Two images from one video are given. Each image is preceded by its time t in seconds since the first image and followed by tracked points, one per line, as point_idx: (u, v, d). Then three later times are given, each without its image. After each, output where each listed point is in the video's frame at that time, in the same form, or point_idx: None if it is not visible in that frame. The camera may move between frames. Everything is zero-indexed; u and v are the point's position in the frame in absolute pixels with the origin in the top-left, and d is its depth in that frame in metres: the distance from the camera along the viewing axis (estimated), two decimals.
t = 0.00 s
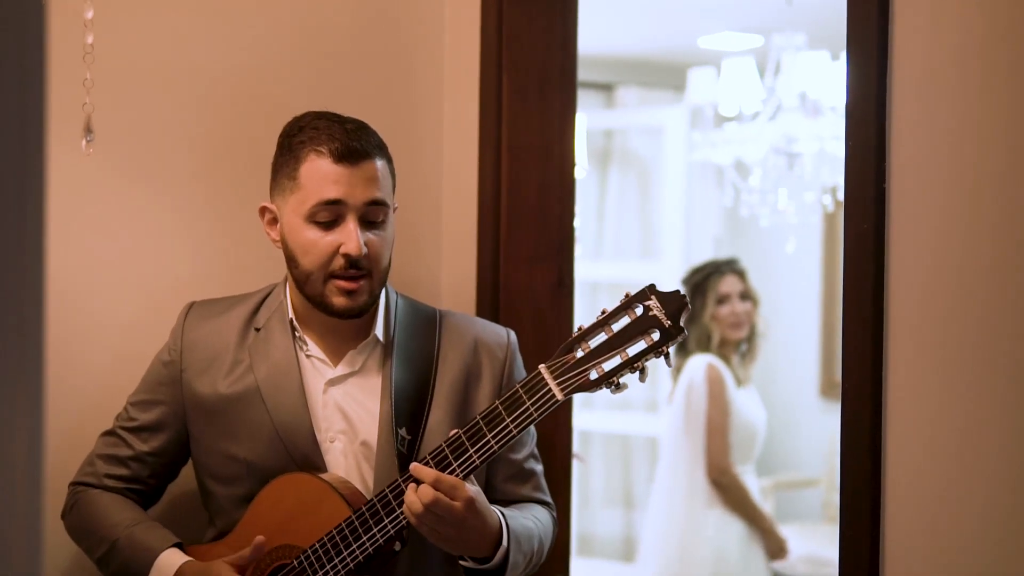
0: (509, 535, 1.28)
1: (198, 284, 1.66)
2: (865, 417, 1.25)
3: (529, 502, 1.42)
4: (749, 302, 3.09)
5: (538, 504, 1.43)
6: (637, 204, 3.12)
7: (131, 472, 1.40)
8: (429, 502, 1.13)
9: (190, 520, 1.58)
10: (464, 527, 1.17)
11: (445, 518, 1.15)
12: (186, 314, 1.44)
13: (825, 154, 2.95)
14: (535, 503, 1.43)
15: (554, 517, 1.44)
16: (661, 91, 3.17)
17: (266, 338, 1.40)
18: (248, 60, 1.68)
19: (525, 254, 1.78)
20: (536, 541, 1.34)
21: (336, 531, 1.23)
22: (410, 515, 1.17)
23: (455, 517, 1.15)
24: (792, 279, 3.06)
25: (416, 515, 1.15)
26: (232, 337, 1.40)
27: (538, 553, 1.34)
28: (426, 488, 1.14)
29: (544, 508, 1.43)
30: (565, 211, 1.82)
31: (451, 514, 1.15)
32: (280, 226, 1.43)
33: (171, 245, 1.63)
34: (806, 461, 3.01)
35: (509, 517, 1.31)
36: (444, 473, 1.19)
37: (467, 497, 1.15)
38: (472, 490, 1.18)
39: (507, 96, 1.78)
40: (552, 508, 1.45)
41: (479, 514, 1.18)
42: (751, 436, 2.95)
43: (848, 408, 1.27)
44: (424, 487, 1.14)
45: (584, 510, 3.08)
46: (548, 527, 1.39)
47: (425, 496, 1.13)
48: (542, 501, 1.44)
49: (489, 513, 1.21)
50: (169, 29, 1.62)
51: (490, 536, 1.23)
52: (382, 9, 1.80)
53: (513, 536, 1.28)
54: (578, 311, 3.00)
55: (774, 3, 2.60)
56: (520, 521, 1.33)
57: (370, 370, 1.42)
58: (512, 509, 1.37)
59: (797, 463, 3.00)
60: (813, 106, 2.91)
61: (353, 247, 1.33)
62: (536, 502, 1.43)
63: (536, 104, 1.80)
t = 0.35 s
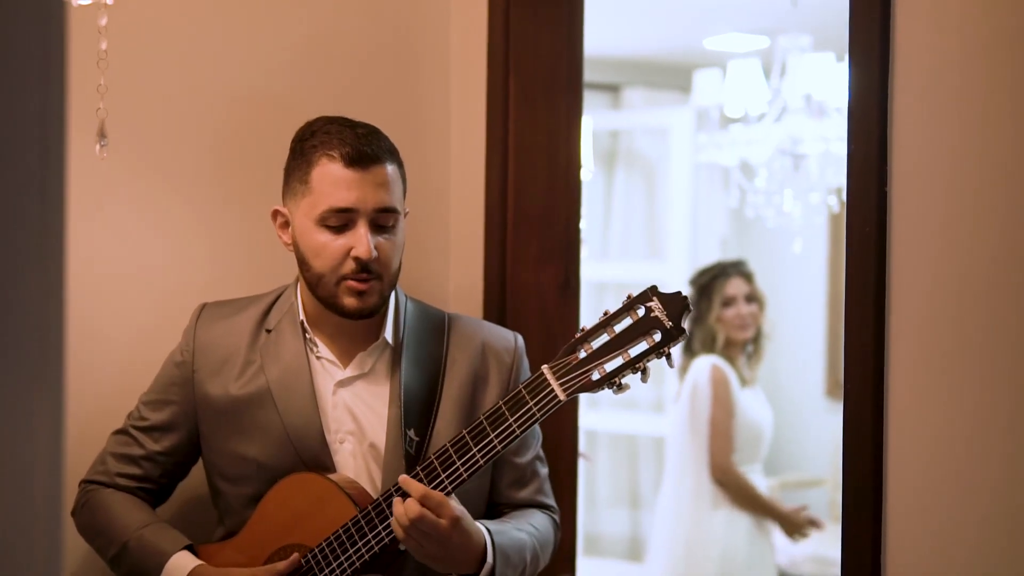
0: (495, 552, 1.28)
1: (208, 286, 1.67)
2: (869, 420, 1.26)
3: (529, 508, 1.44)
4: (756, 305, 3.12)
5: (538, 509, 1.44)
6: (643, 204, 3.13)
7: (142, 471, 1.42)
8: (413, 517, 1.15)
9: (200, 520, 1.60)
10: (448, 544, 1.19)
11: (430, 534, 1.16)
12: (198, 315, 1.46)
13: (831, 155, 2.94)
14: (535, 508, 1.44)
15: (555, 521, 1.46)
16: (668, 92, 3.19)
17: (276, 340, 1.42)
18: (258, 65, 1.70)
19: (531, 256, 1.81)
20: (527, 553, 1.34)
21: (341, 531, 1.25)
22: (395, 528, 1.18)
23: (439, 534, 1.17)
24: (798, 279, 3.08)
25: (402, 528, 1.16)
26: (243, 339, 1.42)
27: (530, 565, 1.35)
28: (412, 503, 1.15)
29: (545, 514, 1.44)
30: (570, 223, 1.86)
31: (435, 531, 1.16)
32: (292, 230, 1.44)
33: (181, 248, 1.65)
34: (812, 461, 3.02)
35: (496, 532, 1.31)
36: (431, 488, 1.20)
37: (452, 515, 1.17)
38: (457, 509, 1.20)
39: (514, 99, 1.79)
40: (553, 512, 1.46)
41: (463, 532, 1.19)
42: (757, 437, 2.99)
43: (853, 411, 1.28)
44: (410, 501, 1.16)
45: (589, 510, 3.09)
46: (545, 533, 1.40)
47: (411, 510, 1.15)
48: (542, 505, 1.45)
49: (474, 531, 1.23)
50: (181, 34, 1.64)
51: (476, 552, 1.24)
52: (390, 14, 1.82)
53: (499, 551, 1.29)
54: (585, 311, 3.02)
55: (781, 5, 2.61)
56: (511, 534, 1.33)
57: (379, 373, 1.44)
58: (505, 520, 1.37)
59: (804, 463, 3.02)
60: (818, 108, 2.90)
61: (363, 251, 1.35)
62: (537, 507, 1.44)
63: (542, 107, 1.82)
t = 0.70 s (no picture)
0: (493, 545, 1.30)
1: (213, 287, 1.69)
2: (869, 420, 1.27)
3: (535, 503, 1.45)
4: (759, 308, 3.13)
5: (542, 504, 1.46)
6: (647, 206, 3.13)
7: (149, 471, 1.43)
8: (403, 521, 1.17)
9: (207, 519, 1.62)
10: (442, 543, 1.20)
11: (422, 535, 1.18)
12: (202, 316, 1.48)
13: (832, 157, 2.94)
14: (539, 503, 1.45)
15: (558, 517, 1.47)
16: (671, 94, 3.20)
17: (279, 341, 1.44)
18: (262, 68, 1.72)
19: (534, 257, 1.81)
20: (528, 547, 1.36)
21: (343, 529, 1.27)
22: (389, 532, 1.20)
23: (432, 534, 1.18)
24: (802, 280, 3.06)
25: (394, 532, 1.18)
26: (247, 340, 1.44)
27: (532, 558, 1.36)
28: (402, 507, 1.17)
29: (546, 509, 1.45)
30: (573, 222, 1.86)
31: (427, 532, 1.18)
32: (292, 232, 1.46)
33: (186, 250, 1.66)
34: (816, 461, 3.01)
35: (493, 526, 1.32)
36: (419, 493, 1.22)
37: (443, 514, 1.18)
38: (449, 507, 1.21)
39: (517, 101, 1.81)
40: (558, 508, 1.48)
41: (456, 531, 1.20)
42: (759, 437, 3.01)
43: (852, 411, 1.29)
44: (400, 505, 1.18)
45: (593, 509, 3.08)
46: (547, 527, 1.42)
47: (401, 514, 1.16)
48: (547, 501, 1.47)
49: (467, 530, 1.24)
50: (185, 38, 1.65)
51: (472, 547, 1.25)
52: (392, 17, 1.84)
53: (497, 545, 1.30)
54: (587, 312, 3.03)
55: (783, 7, 2.62)
56: (513, 528, 1.35)
57: (380, 372, 1.46)
58: (506, 515, 1.38)
59: (807, 463, 3.01)
60: (821, 110, 2.91)
61: (364, 243, 1.37)
62: (542, 503, 1.46)
63: (544, 108, 1.83)
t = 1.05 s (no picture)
0: (490, 541, 1.31)
1: (215, 286, 1.70)
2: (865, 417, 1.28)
3: (530, 500, 1.47)
4: (759, 308, 3.12)
5: (536, 502, 1.47)
6: (647, 205, 3.15)
7: (150, 469, 1.45)
8: (402, 515, 1.18)
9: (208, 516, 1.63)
10: (440, 538, 1.21)
11: (420, 530, 1.19)
12: (202, 315, 1.49)
13: (832, 157, 2.94)
14: (533, 501, 1.46)
15: (552, 514, 1.48)
16: (671, 94, 3.22)
17: (279, 338, 1.45)
18: (264, 68, 1.73)
19: (533, 254, 1.82)
20: (524, 544, 1.37)
21: (343, 525, 1.28)
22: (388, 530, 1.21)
23: (430, 529, 1.19)
24: (802, 280, 3.09)
25: (393, 527, 1.19)
26: (247, 337, 1.45)
27: (526, 555, 1.38)
28: (401, 502, 1.18)
29: (541, 507, 1.46)
30: (573, 221, 1.87)
31: (426, 526, 1.19)
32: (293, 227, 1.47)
33: (189, 249, 1.68)
34: (815, 458, 3.07)
35: (490, 522, 1.33)
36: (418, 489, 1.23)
37: (441, 509, 1.20)
38: (447, 503, 1.22)
39: (516, 100, 1.82)
40: (552, 506, 1.49)
41: (453, 526, 1.22)
42: (757, 433, 3.03)
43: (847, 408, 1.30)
44: (398, 501, 1.19)
45: (593, 508, 3.12)
46: (541, 525, 1.43)
47: (400, 510, 1.18)
48: (541, 499, 1.48)
49: (465, 525, 1.25)
50: (188, 39, 1.67)
51: (469, 542, 1.27)
52: (393, 17, 1.85)
53: (494, 541, 1.32)
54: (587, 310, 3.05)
55: (782, 7, 2.63)
56: (509, 525, 1.36)
57: (380, 369, 1.47)
58: (501, 512, 1.40)
59: (808, 463, 3.06)
60: (820, 109, 2.88)
61: (368, 235, 1.38)
62: (537, 500, 1.47)
63: (544, 108, 1.84)
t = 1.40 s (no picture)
0: (489, 540, 1.32)
1: (217, 286, 1.71)
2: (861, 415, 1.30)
3: (528, 499, 1.48)
4: (757, 309, 3.13)
5: (534, 501, 1.48)
6: (647, 206, 3.16)
7: (152, 468, 1.46)
8: (404, 512, 1.19)
9: (208, 516, 1.64)
10: (440, 536, 1.22)
11: (421, 527, 1.20)
12: (203, 315, 1.51)
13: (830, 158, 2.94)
14: (531, 500, 1.48)
15: (550, 514, 1.50)
16: (671, 95, 3.23)
17: (280, 338, 1.46)
18: (266, 70, 1.74)
19: (532, 255, 1.83)
20: (522, 542, 1.38)
21: (344, 524, 1.29)
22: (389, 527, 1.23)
23: (431, 526, 1.21)
24: (801, 280, 3.07)
25: (394, 525, 1.20)
26: (248, 337, 1.47)
27: (524, 554, 1.39)
28: (403, 500, 1.20)
29: (538, 506, 1.48)
30: (572, 221, 1.88)
31: (427, 523, 1.20)
32: (294, 227, 1.48)
33: (191, 250, 1.69)
34: (814, 459, 3.05)
35: (490, 521, 1.34)
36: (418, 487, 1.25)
37: (442, 507, 1.21)
38: (448, 501, 1.24)
39: (516, 101, 1.83)
40: (550, 505, 1.51)
41: (454, 525, 1.23)
42: (754, 432, 3.04)
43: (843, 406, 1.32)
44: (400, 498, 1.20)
45: (594, 508, 3.14)
46: (539, 525, 1.44)
47: (402, 507, 1.19)
48: (540, 498, 1.49)
49: (465, 522, 1.26)
50: (191, 42, 1.68)
51: (468, 540, 1.28)
52: (394, 19, 1.86)
53: (493, 540, 1.33)
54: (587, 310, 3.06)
55: (782, 9, 2.65)
56: (508, 524, 1.37)
57: (380, 369, 1.48)
58: (500, 511, 1.41)
59: (806, 463, 3.05)
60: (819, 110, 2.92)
61: (369, 233, 1.40)
62: (535, 499, 1.48)
63: (544, 109, 1.85)
